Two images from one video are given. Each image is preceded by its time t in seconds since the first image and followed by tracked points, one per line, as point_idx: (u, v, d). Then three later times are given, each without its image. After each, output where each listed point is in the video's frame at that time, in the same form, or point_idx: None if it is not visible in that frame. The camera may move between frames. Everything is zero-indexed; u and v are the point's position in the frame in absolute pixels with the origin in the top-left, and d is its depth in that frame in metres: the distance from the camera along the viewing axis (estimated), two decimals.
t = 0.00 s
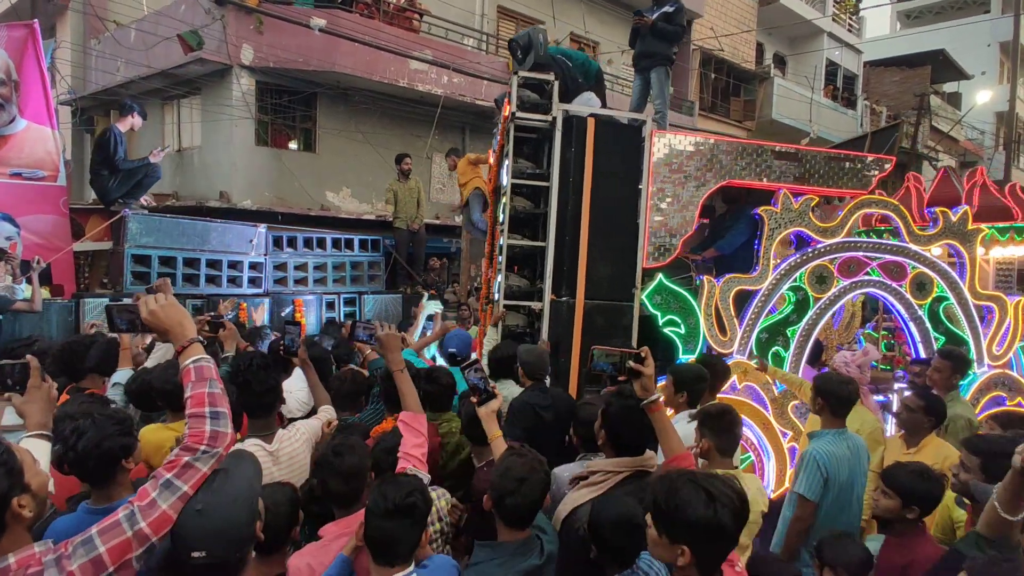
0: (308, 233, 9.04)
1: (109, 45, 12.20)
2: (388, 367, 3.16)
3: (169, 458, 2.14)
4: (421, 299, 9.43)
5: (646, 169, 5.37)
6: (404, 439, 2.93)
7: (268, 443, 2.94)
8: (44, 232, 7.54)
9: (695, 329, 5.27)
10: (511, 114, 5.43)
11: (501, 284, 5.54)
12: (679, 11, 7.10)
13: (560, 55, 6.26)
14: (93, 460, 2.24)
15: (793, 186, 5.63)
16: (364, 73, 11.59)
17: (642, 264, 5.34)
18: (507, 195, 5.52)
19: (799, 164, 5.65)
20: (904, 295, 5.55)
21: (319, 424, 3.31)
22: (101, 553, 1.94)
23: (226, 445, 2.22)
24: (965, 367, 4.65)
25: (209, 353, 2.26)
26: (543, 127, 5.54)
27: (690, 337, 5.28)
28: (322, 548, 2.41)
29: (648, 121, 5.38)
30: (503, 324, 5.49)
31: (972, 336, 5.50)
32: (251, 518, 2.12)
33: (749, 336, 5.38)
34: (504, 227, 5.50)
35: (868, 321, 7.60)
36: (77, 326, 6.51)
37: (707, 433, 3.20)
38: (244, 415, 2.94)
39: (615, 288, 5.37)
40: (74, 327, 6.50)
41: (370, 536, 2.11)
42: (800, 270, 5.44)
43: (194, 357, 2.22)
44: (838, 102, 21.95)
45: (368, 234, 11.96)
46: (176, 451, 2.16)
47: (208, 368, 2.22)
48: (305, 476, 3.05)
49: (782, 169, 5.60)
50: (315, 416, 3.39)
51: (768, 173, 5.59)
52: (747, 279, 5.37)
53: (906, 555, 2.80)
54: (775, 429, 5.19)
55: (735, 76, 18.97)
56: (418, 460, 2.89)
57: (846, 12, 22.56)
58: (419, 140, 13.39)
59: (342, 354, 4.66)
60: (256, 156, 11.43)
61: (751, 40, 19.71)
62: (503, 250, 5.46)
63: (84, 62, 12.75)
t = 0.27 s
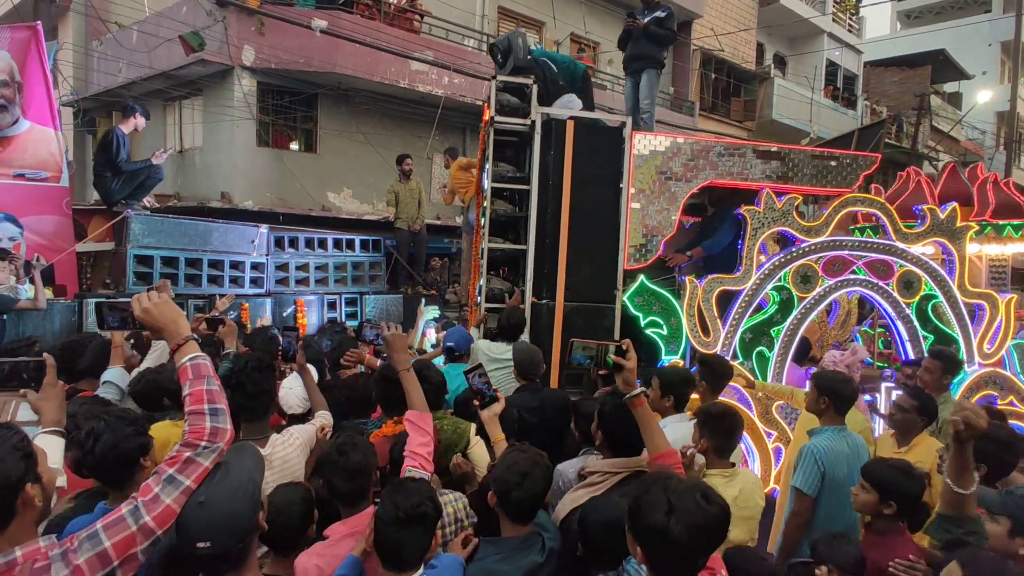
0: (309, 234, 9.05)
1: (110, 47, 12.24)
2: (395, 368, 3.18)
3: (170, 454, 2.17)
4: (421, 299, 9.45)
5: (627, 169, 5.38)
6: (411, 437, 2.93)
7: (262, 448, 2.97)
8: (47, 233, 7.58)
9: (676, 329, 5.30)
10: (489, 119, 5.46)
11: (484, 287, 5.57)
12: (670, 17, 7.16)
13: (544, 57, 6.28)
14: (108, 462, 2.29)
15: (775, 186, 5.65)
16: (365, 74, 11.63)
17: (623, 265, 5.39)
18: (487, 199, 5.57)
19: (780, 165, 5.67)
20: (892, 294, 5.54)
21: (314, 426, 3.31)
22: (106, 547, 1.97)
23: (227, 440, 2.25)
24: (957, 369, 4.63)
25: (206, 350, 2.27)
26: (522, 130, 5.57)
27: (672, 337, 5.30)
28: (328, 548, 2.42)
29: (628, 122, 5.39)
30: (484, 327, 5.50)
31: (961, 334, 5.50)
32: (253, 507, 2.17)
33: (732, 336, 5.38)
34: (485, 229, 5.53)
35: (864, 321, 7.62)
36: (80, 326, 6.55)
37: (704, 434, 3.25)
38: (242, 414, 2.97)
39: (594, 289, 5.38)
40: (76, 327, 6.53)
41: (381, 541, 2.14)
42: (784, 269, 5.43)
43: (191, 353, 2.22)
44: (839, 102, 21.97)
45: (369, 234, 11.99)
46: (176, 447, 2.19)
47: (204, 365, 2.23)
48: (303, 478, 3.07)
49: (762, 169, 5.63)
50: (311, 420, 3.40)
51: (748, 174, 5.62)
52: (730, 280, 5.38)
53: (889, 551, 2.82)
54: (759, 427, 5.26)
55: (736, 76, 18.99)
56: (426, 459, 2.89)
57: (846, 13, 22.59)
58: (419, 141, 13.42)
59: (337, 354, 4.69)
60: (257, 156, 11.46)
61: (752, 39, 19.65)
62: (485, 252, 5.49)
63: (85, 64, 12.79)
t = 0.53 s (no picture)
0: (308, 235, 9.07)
1: (112, 49, 12.27)
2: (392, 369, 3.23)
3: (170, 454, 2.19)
4: (421, 300, 9.47)
5: (615, 171, 5.39)
6: (408, 440, 2.94)
7: (262, 452, 2.98)
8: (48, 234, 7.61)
9: (666, 331, 5.30)
10: (476, 123, 5.51)
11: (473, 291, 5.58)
12: (656, 22, 7.16)
13: (531, 60, 6.27)
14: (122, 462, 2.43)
15: (765, 186, 5.65)
16: (365, 76, 11.65)
17: (613, 267, 5.39)
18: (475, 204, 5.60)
19: (769, 165, 5.64)
20: (883, 294, 5.55)
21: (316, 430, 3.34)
22: (105, 543, 1.99)
23: (227, 442, 2.26)
24: (947, 371, 4.65)
25: (209, 354, 2.31)
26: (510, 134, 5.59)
27: (662, 339, 5.31)
28: (327, 552, 2.40)
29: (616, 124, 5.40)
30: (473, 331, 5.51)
31: (954, 334, 5.50)
32: (250, 509, 2.19)
33: (723, 337, 5.39)
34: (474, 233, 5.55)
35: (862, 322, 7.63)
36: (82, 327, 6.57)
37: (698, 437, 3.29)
38: (243, 417, 2.99)
39: (585, 291, 5.39)
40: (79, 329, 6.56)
41: (394, 546, 2.19)
42: (774, 270, 5.45)
43: (193, 358, 2.27)
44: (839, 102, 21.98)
45: (370, 235, 12.01)
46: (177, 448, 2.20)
47: (206, 369, 2.27)
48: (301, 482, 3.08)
49: (752, 170, 5.61)
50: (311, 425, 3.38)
51: (736, 175, 5.61)
52: (721, 282, 5.39)
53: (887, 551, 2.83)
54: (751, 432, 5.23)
55: (736, 77, 19.00)
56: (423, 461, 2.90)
57: (846, 13, 22.61)
58: (420, 142, 13.44)
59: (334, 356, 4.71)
60: (259, 158, 11.48)
61: (752, 40, 19.69)
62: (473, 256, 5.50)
63: (87, 67, 12.83)
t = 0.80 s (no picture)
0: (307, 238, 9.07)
1: (112, 53, 12.29)
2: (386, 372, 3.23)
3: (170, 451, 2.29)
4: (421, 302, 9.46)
5: (611, 174, 5.40)
6: (402, 444, 2.94)
7: (265, 454, 2.97)
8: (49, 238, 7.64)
9: (664, 333, 5.31)
10: (473, 126, 5.53)
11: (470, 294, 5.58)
12: (641, 16, 7.22)
13: (528, 63, 6.30)
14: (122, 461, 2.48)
15: (763, 189, 5.64)
16: (365, 79, 11.66)
17: (610, 270, 5.39)
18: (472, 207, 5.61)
19: (766, 168, 5.64)
20: (881, 296, 5.56)
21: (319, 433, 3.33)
22: (104, 536, 2.09)
23: (224, 442, 2.36)
24: (933, 371, 4.65)
25: (211, 358, 2.40)
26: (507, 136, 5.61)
27: (660, 342, 5.31)
28: (325, 559, 2.40)
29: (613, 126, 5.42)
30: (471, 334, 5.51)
31: (953, 335, 5.49)
32: (241, 517, 2.18)
33: (720, 340, 5.39)
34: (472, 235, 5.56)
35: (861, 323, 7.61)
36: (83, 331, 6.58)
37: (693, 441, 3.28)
38: (244, 422, 3.00)
39: (583, 294, 5.40)
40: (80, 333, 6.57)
41: (400, 553, 2.19)
42: (772, 273, 5.45)
43: (196, 361, 2.37)
44: (839, 104, 21.99)
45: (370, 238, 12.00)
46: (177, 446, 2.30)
47: (207, 372, 2.36)
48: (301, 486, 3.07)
49: (749, 172, 5.62)
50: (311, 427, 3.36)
51: (732, 177, 5.61)
52: (718, 284, 5.40)
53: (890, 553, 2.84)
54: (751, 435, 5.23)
55: (736, 79, 19.02)
56: (417, 464, 2.89)
57: (845, 15, 22.64)
58: (420, 144, 13.45)
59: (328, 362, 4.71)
60: (259, 161, 11.50)
61: (751, 42, 19.72)
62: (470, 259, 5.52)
63: (88, 70, 12.86)
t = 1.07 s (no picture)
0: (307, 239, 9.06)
1: (112, 54, 12.28)
2: (378, 372, 3.23)
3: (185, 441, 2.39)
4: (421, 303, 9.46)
5: (615, 174, 5.40)
6: (394, 445, 2.94)
7: (260, 455, 2.98)
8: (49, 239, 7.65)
9: (667, 333, 5.30)
10: (477, 124, 5.51)
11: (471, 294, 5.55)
12: (635, 17, 7.22)
13: (530, 62, 6.29)
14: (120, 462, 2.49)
15: (767, 189, 5.63)
16: (365, 79, 11.66)
17: (613, 269, 5.39)
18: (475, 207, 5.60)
19: (769, 167, 5.64)
20: (884, 297, 5.54)
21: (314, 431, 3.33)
22: (127, 522, 2.19)
23: (236, 433, 2.44)
24: (925, 371, 4.66)
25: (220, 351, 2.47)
26: (511, 136, 5.60)
27: (662, 342, 5.31)
28: (319, 562, 2.39)
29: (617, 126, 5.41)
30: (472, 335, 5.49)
31: (955, 337, 5.50)
32: (233, 518, 2.31)
33: (723, 340, 5.40)
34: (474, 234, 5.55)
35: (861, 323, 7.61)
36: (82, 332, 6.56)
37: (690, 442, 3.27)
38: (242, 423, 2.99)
39: (585, 294, 5.39)
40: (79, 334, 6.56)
41: (404, 554, 2.19)
42: (774, 273, 5.44)
43: (205, 355, 2.42)
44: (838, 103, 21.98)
45: (370, 238, 12.00)
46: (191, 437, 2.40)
47: (216, 365, 2.42)
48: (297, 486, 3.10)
49: (752, 173, 5.61)
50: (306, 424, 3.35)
51: (735, 177, 5.60)
52: (721, 284, 5.39)
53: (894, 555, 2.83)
54: (752, 434, 5.26)
55: (735, 78, 19.02)
56: (411, 465, 2.89)
57: (845, 14, 22.64)
58: (420, 144, 13.45)
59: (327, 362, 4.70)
60: (258, 161, 11.49)
61: (750, 42, 19.72)
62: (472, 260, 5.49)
63: (87, 70, 12.85)
